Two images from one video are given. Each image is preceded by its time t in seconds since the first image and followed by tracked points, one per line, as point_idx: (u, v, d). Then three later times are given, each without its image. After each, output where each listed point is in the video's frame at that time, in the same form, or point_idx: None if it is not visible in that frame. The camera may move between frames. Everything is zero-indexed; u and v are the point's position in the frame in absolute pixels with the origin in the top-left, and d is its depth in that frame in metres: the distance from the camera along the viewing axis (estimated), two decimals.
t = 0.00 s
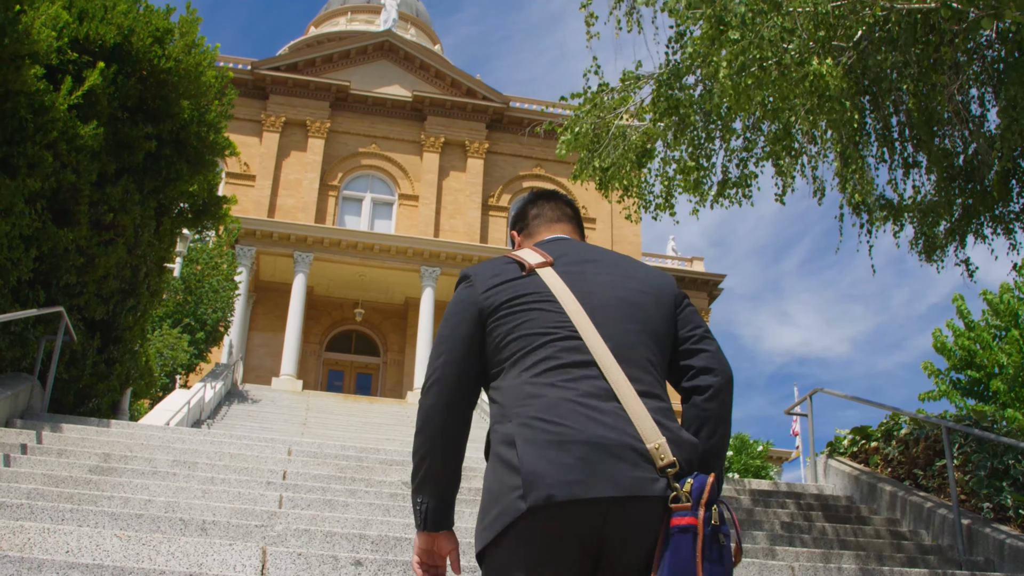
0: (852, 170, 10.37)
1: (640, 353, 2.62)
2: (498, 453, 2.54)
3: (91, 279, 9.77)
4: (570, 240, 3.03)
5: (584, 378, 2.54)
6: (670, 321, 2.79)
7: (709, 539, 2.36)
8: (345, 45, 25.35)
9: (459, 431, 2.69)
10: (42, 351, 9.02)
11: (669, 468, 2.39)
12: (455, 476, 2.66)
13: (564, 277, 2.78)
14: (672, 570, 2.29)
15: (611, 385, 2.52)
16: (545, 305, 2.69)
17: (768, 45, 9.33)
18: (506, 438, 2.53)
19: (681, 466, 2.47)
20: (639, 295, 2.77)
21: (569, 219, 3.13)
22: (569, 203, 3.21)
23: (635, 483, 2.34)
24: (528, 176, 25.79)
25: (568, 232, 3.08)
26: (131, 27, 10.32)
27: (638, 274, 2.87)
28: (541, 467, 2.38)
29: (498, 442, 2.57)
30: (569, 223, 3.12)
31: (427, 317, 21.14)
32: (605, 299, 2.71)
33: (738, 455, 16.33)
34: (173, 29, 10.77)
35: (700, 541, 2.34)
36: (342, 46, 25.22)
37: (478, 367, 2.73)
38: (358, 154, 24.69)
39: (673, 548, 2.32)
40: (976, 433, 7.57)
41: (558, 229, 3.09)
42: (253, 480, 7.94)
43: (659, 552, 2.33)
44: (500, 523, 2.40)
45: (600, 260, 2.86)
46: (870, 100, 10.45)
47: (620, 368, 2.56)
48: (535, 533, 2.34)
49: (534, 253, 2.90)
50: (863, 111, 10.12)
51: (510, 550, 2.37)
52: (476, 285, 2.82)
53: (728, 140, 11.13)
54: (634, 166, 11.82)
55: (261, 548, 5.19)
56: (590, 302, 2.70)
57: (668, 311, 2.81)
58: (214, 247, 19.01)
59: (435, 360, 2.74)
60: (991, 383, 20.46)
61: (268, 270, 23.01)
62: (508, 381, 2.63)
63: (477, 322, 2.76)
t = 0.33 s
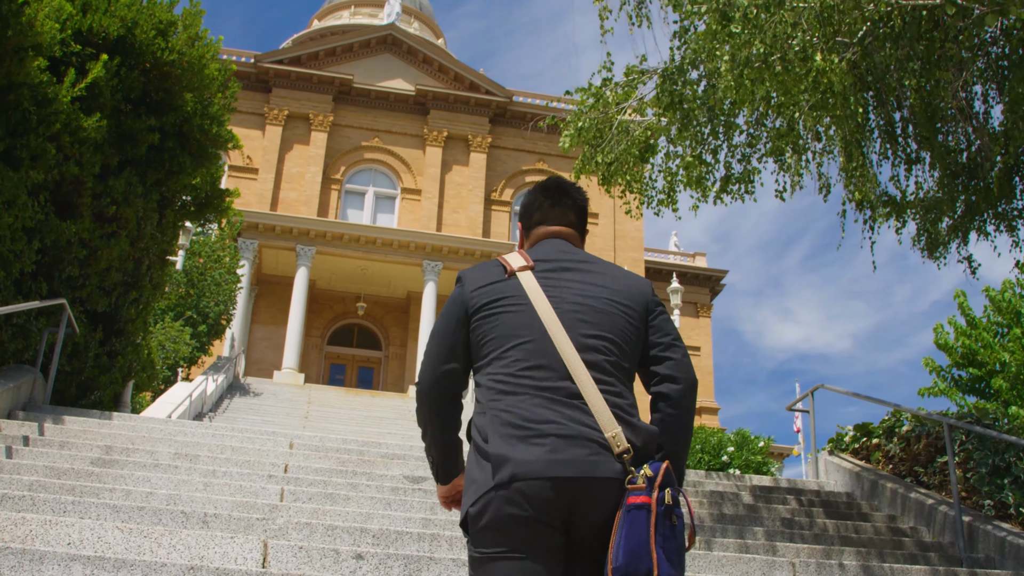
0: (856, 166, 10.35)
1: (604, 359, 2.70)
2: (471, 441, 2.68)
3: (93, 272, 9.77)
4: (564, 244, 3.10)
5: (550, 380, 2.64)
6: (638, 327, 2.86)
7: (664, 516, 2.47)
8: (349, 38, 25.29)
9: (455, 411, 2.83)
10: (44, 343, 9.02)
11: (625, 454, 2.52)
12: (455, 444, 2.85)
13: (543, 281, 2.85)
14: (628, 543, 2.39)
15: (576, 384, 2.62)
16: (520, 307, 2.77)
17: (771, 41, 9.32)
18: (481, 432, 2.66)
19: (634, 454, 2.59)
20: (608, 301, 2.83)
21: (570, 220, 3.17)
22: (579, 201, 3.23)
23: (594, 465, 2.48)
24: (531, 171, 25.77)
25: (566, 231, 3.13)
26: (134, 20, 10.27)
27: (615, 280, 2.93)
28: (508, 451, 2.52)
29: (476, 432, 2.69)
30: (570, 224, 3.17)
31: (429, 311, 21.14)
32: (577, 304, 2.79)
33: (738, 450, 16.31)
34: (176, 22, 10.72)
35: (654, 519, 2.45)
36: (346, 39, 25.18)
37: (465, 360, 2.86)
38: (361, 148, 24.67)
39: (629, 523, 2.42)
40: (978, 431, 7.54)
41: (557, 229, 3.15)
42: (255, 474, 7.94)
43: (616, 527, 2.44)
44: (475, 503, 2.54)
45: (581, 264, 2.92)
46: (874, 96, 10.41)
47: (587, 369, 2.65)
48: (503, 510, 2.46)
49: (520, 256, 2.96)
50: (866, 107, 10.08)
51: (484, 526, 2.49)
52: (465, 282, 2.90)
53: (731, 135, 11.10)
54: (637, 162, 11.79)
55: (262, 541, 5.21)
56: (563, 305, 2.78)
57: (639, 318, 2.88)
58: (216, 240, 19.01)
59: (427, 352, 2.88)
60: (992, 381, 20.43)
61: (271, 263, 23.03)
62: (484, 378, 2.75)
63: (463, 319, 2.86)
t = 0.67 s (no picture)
0: (857, 167, 10.35)
1: (595, 359, 2.92)
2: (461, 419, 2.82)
3: (95, 274, 9.78)
4: (552, 250, 3.29)
5: (546, 372, 2.85)
6: (624, 330, 3.07)
7: (640, 500, 2.63)
8: (349, 40, 25.30)
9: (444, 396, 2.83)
10: (46, 346, 9.04)
11: (603, 449, 2.68)
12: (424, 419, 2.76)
13: (543, 285, 3.07)
14: (611, 529, 2.54)
15: (566, 377, 2.84)
16: (525, 304, 2.98)
17: (771, 41, 9.34)
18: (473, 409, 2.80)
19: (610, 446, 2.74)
20: (600, 305, 3.05)
21: (555, 229, 3.35)
22: (561, 210, 3.40)
23: (572, 454, 2.65)
24: (532, 172, 25.82)
25: (553, 238, 3.32)
26: (135, 22, 10.27)
27: (605, 288, 3.15)
28: (495, 435, 2.68)
29: (467, 409, 2.83)
30: (556, 232, 3.34)
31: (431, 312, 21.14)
32: (574, 307, 3.01)
33: (740, 451, 16.08)
34: (177, 24, 10.72)
35: (632, 503, 2.60)
36: (347, 41, 25.17)
37: (466, 336, 2.98)
38: (363, 150, 24.69)
39: (611, 512, 2.57)
40: (980, 430, 7.53)
41: (543, 236, 3.33)
42: (257, 476, 7.94)
43: (598, 513, 2.58)
44: (452, 479, 2.70)
45: (577, 271, 3.14)
46: (875, 96, 10.38)
47: (579, 366, 2.87)
48: (482, 488, 2.65)
49: (520, 259, 3.18)
50: (866, 108, 10.06)
51: (460, 499, 2.69)
52: (474, 271, 3.07)
53: (732, 136, 11.10)
54: (639, 163, 11.78)
55: (265, 543, 5.20)
56: (561, 307, 3.00)
57: (624, 321, 3.10)
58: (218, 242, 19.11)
59: (434, 318, 2.95)
60: (994, 380, 20.42)
61: (272, 265, 23.04)
62: (485, 364, 2.92)
63: (469, 304, 3.01)
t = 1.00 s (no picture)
0: (858, 168, 10.36)
1: (559, 341, 3.16)
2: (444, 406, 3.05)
3: (97, 279, 9.79)
4: (516, 244, 3.53)
5: (516, 358, 3.08)
6: (584, 313, 3.32)
7: (603, 477, 2.89)
8: (350, 44, 25.33)
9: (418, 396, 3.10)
10: (48, 351, 9.04)
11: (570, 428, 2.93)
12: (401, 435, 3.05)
13: (508, 278, 3.29)
14: (573, 504, 2.83)
15: (534, 361, 3.07)
16: (492, 298, 3.20)
17: (771, 44, 9.36)
18: (454, 399, 3.03)
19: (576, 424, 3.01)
20: (562, 292, 3.29)
21: (519, 225, 3.59)
22: (527, 206, 3.65)
23: (546, 434, 2.90)
24: (533, 175, 25.84)
25: (517, 232, 3.56)
26: (136, 27, 10.27)
27: (564, 274, 3.38)
28: (476, 419, 2.92)
29: (448, 399, 3.06)
30: (520, 227, 3.59)
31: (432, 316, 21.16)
32: (538, 295, 3.25)
33: (743, 453, 16.05)
34: (178, 29, 10.73)
35: (595, 481, 2.87)
36: (347, 45, 25.19)
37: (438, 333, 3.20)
38: (364, 153, 24.70)
39: (575, 488, 2.86)
40: (983, 431, 7.52)
41: (508, 232, 3.58)
42: (259, 480, 7.94)
43: (565, 489, 2.87)
44: (444, 463, 2.92)
45: (539, 261, 3.37)
46: (872, 94, 10.28)
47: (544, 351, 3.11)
48: (471, 470, 2.87)
49: (484, 255, 3.39)
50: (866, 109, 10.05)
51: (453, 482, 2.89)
52: (441, 273, 3.28)
53: (733, 138, 11.10)
54: (640, 165, 11.73)
55: (267, 548, 5.18)
56: (525, 297, 3.23)
57: (584, 305, 3.34)
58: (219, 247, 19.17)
59: (407, 323, 3.18)
60: (996, 381, 20.40)
61: (273, 269, 23.05)
62: (459, 356, 3.14)
63: (439, 303, 3.24)
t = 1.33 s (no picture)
0: (857, 170, 10.36)
1: (543, 351, 3.19)
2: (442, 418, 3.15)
3: (97, 285, 9.78)
4: (514, 251, 3.55)
5: (500, 367, 3.13)
6: (571, 320, 3.34)
7: (590, 472, 3.01)
8: (350, 49, 25.36)
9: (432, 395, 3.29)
10: (48, 357, 9.04)
11: (560, 425, 3.03)
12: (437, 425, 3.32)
13: (494, 288, 3.33)
14: (559, 493, 2.95)
15: (520, 369, 3.12)
16: (474, 310, 3.25)
17: (770, 46, 9.36)
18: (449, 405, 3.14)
19: (566, 420, 3.12)
20: (546, 301, 3.31)
21: (520, 232, 3.60)
22: (530, 213, 3.65)
23: (536, 430, 3.00)
24: (533, 179, 25.85)
25: (514, 242, 3.57)
26: (136, 33, 10.27)
27: (552, 282, 3.39)
28: (470, 421, 3.02)
29: (444, 407, 3.18)
30: (520, 234, 3.60)
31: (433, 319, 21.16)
32: (521, 303, 3.28)
33: (744, 456, 16.09)
34: (178, 34, 10.73)
35: (582, 475, 2.98)
36: (347, 49, 25.21)
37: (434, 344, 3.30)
38: (364, 158, 24.72)
39: (561, 480, 2.97)
40: (984, 432, 7.51)
41: (508, 240, 3.59)
42: (260, 486, 7.93)
43: (551, 480, 2.99)
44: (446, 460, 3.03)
45: (526, 268, 3.38)
46: (872, 98, 10.21)
47: (529, 359, 3.15)
48: (470, 467, 2.95)
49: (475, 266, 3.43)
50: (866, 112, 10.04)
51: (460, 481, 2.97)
52: (430, 289, 3.36)
53: (732, 142, 11.11)
54: (640, 169, 11.79)
55: (268, 553, 5.18)
56: (508, 306, 3.26)
57: (572, 312, 3.36)
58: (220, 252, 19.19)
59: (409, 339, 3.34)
60: (998, 382, 20.36)
61: (273, 274, 23.04)
62: (450, 366, 3.23)
63: (430, 319, 3.32)
